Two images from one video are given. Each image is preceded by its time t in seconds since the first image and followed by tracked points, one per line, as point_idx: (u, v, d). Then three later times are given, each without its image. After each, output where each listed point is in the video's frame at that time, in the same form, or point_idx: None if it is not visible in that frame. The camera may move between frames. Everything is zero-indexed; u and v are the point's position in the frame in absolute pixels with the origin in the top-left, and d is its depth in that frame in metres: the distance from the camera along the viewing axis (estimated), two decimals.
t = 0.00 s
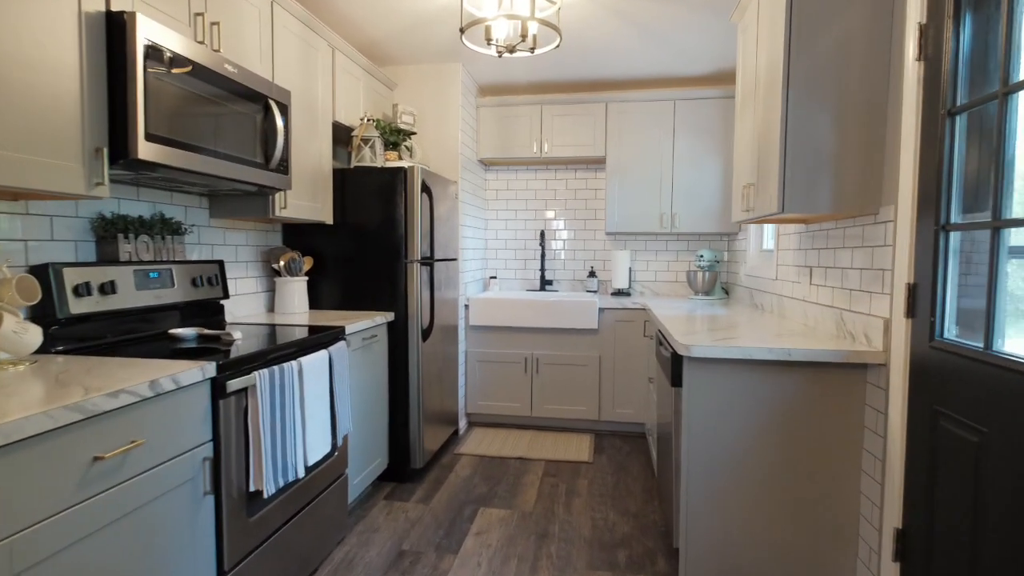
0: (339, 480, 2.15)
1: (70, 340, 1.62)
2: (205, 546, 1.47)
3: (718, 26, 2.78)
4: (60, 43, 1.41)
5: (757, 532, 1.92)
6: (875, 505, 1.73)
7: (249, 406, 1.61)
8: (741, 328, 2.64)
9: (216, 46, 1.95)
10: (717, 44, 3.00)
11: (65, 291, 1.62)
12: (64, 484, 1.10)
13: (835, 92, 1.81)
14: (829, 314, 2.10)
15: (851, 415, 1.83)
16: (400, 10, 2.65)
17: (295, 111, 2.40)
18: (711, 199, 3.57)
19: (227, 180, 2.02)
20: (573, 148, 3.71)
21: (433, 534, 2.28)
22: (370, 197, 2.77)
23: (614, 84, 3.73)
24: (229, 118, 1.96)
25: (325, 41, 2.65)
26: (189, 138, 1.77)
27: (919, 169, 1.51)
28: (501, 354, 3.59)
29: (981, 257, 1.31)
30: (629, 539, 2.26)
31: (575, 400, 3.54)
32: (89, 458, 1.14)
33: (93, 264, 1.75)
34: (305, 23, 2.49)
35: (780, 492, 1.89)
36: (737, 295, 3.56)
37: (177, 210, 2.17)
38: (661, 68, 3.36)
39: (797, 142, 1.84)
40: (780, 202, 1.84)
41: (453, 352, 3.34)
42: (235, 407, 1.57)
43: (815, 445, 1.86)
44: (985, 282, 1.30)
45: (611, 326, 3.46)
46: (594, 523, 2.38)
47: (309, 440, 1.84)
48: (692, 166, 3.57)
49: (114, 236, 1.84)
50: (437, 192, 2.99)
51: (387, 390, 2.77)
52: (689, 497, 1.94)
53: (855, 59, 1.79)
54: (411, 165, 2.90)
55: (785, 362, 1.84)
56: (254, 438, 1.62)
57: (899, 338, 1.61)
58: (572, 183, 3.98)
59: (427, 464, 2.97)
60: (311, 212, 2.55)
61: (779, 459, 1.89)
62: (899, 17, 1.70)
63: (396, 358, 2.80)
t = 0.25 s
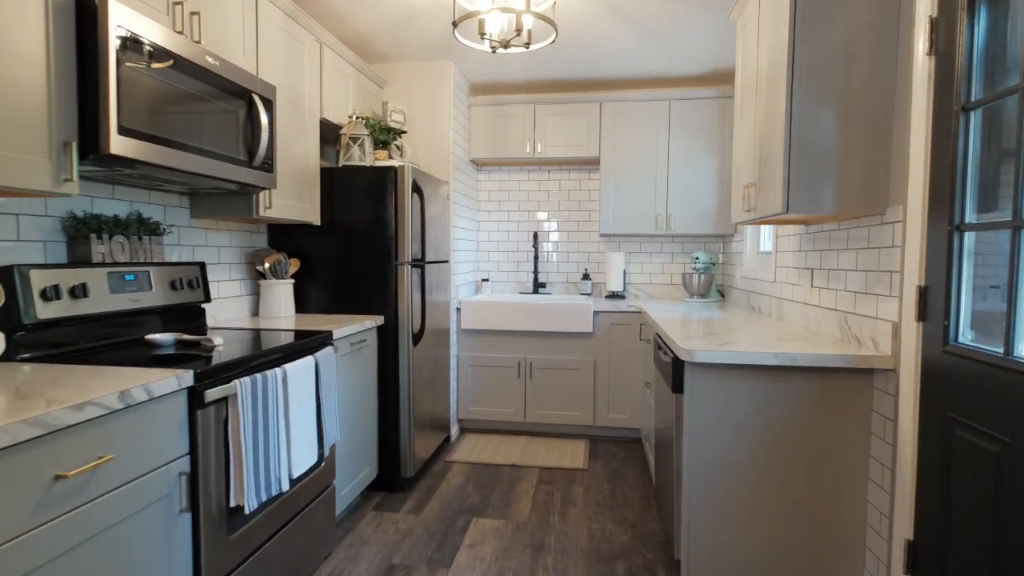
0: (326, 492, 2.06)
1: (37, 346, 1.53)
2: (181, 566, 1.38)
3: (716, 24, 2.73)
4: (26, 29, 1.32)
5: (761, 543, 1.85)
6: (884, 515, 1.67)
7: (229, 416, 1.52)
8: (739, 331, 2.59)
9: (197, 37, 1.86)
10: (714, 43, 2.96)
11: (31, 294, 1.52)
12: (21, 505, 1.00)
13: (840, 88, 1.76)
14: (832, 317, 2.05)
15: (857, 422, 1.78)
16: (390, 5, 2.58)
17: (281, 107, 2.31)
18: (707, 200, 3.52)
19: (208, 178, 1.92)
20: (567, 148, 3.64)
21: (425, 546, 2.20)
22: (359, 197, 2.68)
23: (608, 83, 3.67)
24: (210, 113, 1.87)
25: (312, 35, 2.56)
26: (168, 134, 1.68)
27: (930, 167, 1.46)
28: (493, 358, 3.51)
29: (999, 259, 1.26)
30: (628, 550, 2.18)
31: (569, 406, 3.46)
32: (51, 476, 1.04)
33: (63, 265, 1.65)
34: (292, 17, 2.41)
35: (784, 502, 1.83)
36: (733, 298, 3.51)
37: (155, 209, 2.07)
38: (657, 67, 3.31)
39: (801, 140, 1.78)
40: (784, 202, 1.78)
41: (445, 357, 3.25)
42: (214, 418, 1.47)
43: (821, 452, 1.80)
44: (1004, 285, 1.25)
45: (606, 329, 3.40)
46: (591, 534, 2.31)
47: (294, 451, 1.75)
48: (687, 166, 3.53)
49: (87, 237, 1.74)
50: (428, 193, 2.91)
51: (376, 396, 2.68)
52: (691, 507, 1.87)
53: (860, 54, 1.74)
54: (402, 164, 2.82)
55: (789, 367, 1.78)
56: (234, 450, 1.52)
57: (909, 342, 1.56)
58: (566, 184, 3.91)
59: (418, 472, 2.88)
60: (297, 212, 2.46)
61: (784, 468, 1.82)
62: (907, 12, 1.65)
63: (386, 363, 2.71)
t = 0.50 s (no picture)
0: (312, 505, 1.97)
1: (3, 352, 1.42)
2: None
3: (713, 22, 2.68)
4: None
5: (765, 555, 1.79)
6: (893, 526, 1.62)
7: (208, 428, 1.43)
8: (738, 335, 2.53)
9: (175, 28, 1.77)
10: (711, 42, 2.91)
11: None
12: None
13: (846, 84, 1.70)
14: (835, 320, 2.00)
15: (865, 429, 1.72)
16: None
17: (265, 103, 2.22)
18: (702, 202, 3.47)
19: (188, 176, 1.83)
20: (561, 149, 3.58)
21: (416, 560, 2.11)
22: (348, 197, 2.59)
23: (602, 83, 3.62)
24: (189, 107, 1.78)
25: (299, 30, 2.48)
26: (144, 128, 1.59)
27: (943, 166, 1.41)
28: (486, 362, 3.43)
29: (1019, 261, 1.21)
30: (626, 562, 2.11)
31: (563, 411, 3.39)
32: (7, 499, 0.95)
33: (30, 267, 1.55)
34: (277, 10, 2.32)
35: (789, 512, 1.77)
36: (729, 300, 3.47)
37: (132, 208, 1.97)
38: (652, 66, 3.26)
39: (805, 138, 1.73)
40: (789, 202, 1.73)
41: (436, 362, 3.17)
42: (192, 430, 1.38)
43: (827, 461, 1.74)
44: None
45: (601, 333, 3.33)
46: (588, 545, 2.23)
47: (278, 463, 1.66)
48: (682, 167, 3.48)
49: (56, 237, 1.64)
50: (419, 193, 2.83)
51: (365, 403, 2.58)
52: (693, 518, 1.81)
53: (867, 49, 1.69)
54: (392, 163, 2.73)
55: (795, 373, 1.72)
56: (213, 464, 1.43)
57: (920, 347, 1.50)
58: (559, 185, 3.85)
59: (409, 481, 2.79)
60: (283, 212, 2.37)
61: (789, 477, 1.76)
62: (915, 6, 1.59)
63: (375, 369, 2.62)
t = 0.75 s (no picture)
0: (299, 519, 1.87)
1: None
2: None
3: (711, 20, 2.63)
4: None
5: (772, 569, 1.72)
6: (906, 538, 1.56)
7: (186, 443, 1.33)
8: (739, 339, 2.48)
9: (154, 18, 1.69)
10: (709, 40, 2.86)
11: None
12: None
13: (854, 81, 1.65)
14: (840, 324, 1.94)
15: (874, 437, 1.66)
16: None
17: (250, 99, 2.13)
18: (699, 203, 3.42)
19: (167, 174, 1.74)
20: (555, 149, 3.51)
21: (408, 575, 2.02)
22: (337, 198, 2.50)
23: (597, 82, 3.56)
24: (169, 101, 1.68)
25: (285, 24, 2.39)
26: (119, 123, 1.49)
27: (958, 164, 1.36)
28: (479, 367, 3.35)
29: None
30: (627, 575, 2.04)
31: (558, 416, 3.32)
32: None
33: None
34: (263, 3, 2.23)
35: (797, 523, 1.71)
36: (726, 303, 3.42)
37: (107, 208, 1.87)
38: (648, 65, 3.21)
39: (811, 137, 1.67)
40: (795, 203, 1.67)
41: (428, 367, 3.08)
42: (168, 445, 1.29)
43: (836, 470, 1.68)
44: None
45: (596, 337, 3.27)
46: (586, 557, 2.16)
47: (262, 478, 1.57)
48: (678, 168, 3.42)
49: (24, 237, 1.54)
50: (410, 194, 2.75)
51: (355, 411, 2.49)
52: (698, 531, 1.74)
53: (875, 45, 1.63)
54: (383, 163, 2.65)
55: (802, 380, 1.66)
56: (192, 481, 1.34)
57: (934, 353, 1.45)
58: (553, 187, 3.78)
59: (400, 491, 2.70)
60: (268, 213, 2.28)
61: (798, 489, 1.70)
62: None
63: (365, 375, 2.53)
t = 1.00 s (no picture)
0: (286, 536, 1.78)
1: None
2: None
3: (711, 18, 2.57)
4: None
5: None
6: (921, 553, 1.50)
7: (162, 459, 1.24)
8: (740, 343, 2.42)
9: (131, 7, 1.60)
10: (707, 40, 2.81)
11: None
12: None
13: (863, 78, 1.59)
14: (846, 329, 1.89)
15: (886, 446, 1.60)
16: None
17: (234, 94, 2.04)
18: (695, 205, 3.37)
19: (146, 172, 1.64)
20: (550, 150, 3.44)
21: None
22: (325, 198, 2.41)
23: (593, 82, 3.50)
24: (147, 94, 1.59)
25: (272, 17, 2.30)
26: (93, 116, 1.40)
27: (977, 164, 1.30)
28: (472, 373, 3.26)
29: None
30: None
31: (553, 423, 3.24)
32: None
33: None
34: None
35: (806, 537, 1.64)
36: (723, 307, 3.37)
37: (81, 207, 1.76)
38: (645, 65, 3.16)
39: (820, 135, 1.61)
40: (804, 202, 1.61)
41: (420, 373, 2.99)
42: (142, 462, 1.19)
43: (847, 481, 1.62)
44: None
45: (592, 341, 3.20)
46: (585, 570, 2.08)
47: (244, 495, 1.48)
48: (675, 170, 3.37)
49: None
50: (402, 194, 2.66)
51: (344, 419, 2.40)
52: (704, 545, 1.67)
53: (885, 40, 1.58)
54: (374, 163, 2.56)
55: (811, 387, 1.60)
56: (168, 501, 1.24)
57: (950, 360, 1.39)
58: (548, 188, 3.71)
59: (391, 502, 2.61)
60: (254, 214, 2.18)
61: (807, 501, 1.64)
62: None
63: (355, 382, 2.44)
